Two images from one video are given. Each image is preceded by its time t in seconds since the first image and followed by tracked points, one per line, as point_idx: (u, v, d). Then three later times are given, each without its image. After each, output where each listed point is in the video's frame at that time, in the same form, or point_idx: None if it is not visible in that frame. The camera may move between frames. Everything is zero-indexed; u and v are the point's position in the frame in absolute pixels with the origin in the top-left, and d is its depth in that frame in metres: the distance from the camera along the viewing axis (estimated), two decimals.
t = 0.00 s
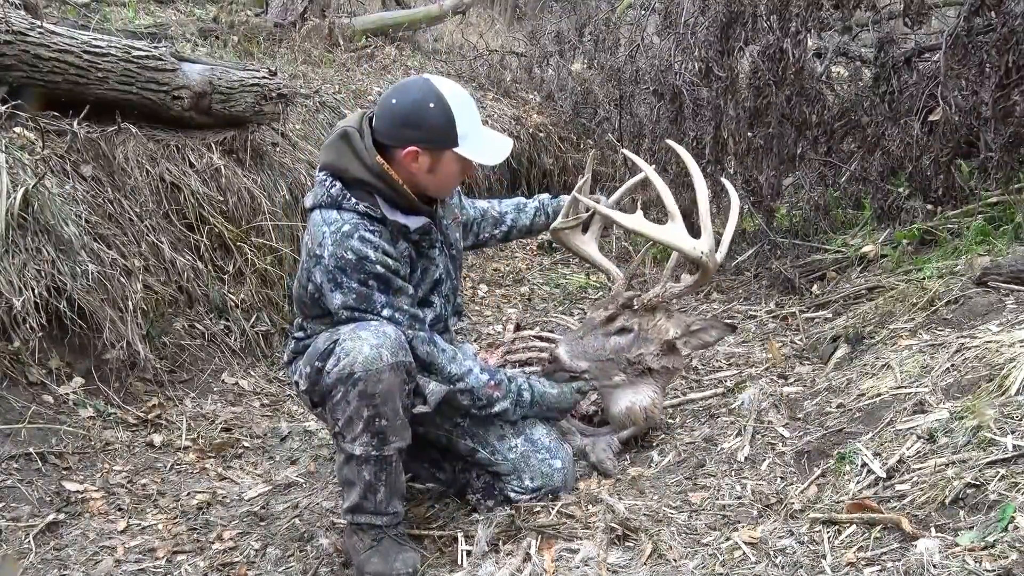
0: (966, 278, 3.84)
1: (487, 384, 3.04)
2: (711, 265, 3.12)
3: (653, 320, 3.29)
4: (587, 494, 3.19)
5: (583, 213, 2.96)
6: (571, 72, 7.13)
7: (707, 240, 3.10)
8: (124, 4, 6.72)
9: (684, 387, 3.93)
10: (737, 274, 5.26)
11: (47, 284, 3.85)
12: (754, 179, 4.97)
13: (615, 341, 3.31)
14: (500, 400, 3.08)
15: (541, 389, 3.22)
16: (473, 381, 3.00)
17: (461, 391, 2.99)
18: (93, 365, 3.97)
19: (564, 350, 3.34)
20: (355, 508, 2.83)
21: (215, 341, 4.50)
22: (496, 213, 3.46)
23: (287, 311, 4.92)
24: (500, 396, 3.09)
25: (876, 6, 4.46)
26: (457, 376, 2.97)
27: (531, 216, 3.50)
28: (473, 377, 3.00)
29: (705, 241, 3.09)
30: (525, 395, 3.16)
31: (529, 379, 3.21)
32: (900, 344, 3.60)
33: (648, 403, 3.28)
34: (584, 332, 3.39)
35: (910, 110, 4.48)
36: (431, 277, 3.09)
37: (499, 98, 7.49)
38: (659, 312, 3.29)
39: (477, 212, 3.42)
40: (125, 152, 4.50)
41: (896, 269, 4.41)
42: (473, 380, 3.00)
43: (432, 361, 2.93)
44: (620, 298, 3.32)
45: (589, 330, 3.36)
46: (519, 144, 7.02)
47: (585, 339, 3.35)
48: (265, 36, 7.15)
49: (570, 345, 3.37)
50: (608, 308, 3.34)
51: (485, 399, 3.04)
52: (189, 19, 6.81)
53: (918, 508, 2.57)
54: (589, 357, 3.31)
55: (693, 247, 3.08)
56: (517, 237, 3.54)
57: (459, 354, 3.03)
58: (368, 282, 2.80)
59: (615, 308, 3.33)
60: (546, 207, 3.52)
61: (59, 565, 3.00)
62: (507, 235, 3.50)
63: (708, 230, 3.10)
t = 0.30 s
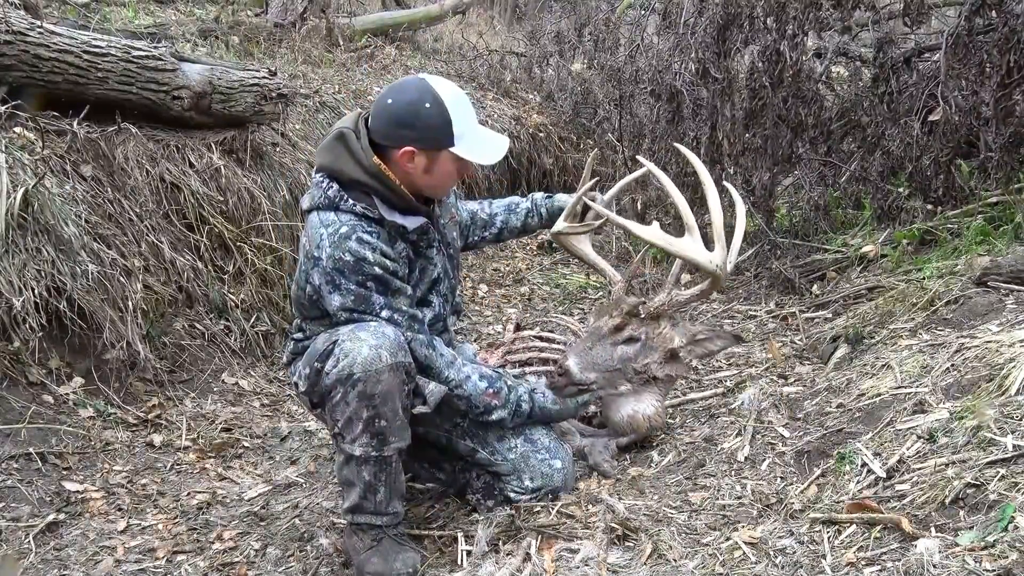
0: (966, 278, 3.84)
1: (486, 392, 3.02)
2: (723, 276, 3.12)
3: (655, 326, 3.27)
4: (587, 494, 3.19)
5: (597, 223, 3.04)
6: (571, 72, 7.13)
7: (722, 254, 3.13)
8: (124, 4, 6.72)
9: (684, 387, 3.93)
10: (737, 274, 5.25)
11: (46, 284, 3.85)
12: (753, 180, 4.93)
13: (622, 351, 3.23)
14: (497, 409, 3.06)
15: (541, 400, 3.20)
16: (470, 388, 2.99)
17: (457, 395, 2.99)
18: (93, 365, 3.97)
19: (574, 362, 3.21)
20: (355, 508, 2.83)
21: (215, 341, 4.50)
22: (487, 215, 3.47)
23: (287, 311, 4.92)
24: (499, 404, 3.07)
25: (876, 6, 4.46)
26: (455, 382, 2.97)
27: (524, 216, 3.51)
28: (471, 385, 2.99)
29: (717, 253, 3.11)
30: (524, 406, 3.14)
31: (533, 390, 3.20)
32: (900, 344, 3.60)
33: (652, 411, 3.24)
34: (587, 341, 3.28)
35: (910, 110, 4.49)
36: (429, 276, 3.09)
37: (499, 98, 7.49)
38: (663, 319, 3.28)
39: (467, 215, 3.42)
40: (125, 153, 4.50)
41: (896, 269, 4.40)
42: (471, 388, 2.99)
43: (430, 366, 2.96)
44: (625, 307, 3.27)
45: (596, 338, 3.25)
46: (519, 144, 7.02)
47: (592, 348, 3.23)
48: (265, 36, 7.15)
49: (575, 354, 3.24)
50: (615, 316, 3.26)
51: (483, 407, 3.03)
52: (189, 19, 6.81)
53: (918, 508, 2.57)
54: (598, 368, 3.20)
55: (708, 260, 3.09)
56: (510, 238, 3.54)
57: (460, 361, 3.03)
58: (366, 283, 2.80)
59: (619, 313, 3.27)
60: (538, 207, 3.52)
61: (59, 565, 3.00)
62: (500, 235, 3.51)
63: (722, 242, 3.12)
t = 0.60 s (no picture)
0: (966, 278, 3.84)
1: (485, 397, 3.05)
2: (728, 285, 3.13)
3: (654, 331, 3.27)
4: (587, 494, 3.19)
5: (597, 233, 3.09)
6: (571, 72, 7.13)
7: (727, 264, 3.13)
8: (124, 4, 6.73)
9: (684, 387, 3.93)
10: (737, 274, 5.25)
11: (47, 284, 3.85)
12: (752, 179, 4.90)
13: (627, 362, 3.22)
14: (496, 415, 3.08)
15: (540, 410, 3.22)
16: (469, 393, 3.02)
17: (456, 397, 3.01)
18: (93, 365, 3.97)
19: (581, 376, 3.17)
20: (355, 508, 2.83)
21: (215, 341, 4.51)
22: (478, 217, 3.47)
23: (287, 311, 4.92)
24: (498, 410, 3.09)
25: (876, 6, 4.46)
26: (454, 386, 3.00)
27: (518, 218, 3.50)
28: (469, 389, 3.03)
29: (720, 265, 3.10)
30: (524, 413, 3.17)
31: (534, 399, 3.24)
32: (900, 344, 3.60)
33: (652, 418, 3.36)
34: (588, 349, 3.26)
35: (909, 111, 4.49)
36: (428, 276, 3.09)
37: (499, 99, 7.50)
38: (663, 327, 3.27)
39: (461, 217, 3.45)
40: (125, 153, 4.50)
41: (896, 269, 4.40)
42: (469, 392, 3.02)
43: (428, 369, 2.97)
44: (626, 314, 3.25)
45: (598, 348, 3.23)
46: (519, 144, 7.02)
47: (596, 360, 3.21)
48: (265, 37, 7.16)
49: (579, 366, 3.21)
50: (618, 325, 3.23)
51: (481, 411, 3.06)
52: (189, 19, 6.81)
53: (918, 508, 2.57)
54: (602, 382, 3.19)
55: (710, 267, 3.10)
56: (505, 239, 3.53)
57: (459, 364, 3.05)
58: (365, 284, 2.80)
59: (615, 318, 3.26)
60: (532, 209, 3.52)
61: (59, 565, 3.00)
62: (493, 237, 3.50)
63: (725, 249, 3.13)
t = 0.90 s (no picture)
0: (966, 278, 3.84)
1: (485, 399, 3.03)
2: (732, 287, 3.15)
3: (659, 336, 3.25)
4: (587, 494, 3.19)
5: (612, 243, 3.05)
6: (571, 72, 7.13)
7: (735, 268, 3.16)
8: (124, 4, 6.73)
9: (684, 387, 3.93)
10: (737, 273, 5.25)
11: (47, 284, 3.85)
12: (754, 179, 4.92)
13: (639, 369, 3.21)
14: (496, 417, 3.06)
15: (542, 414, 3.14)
16: (468, 395, 3.01)
17: (456, 399, 3.01)
18: (93, 365, 3.97)
19: (599, 391, 3.16)
20: (355, 508, 2.84)
21: (215, 341, 4.51)
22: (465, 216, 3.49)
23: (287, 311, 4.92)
24: (498, 411, 3.07)
25: (876, 5, 4.46)
26: (452, 388, 3.00)
27: (504, 222, 3.49)
28: (469, 391, 3.01)
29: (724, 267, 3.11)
30: (526, 416, 3.12)
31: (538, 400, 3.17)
32: (900, 343, 3.60)
33: (657, 422, 3.37)
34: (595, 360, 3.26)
35: (909, 110, 4.49)
36: (429, 275, 3.09)
37: (499, 98, 7.50)
38: (667, 331, 3.27)
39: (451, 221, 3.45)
40: (125, 153, 4.50)
41: (896, 269, 4.40)
42: (468, 394, 3.01)
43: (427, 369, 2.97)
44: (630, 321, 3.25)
45: (608, 360, 3.22)
46: (519, 144, 7.02)
47: (610, 371, 3.20)
48: (265, 37, 7.16)
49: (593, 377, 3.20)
50: (628, 334, 3.22)
51: (482, 413, 3.04)
52: (189, 20, 6.81)
53: (918, 508, 2.57)
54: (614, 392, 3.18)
55: (715, 266, 3.12)
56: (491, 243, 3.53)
57: (458, 367, 3.04)
58: (366, 284, 2.79)
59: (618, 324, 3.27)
60: (520, 211, 3.51)
61: (59, 565, 3.00)
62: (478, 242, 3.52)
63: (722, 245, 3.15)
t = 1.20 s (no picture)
0: (966, 278, 3.84)
1: (489, 392, 2.95)
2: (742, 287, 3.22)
3: (669, 343, 3.29)
4: (587, 494, 3.19)
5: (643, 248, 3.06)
6: (571, 72, 7.13)
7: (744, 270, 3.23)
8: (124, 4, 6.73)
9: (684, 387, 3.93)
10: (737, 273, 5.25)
11: (47, 284, 3.85)
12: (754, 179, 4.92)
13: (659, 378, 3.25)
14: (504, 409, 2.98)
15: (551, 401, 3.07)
16: (471, 389, 2.95)
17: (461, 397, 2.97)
18: (93, 365, 3.97)
19: (638, 401, 3.18)
20: (355, 508, 2.84)
21: (215, 341, 4.51)
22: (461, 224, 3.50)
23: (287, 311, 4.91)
24: (505, 403, 2.98)
25: (876, 5, 4.46)
26: (453, 384, 2.95)
27: (496, 229, 3.50)
28: (471, 385, 2.95)
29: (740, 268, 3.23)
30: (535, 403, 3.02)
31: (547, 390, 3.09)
32: (900, 343, 3.60)
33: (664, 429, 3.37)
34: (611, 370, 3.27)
35: (910, 110, 4.48)
36: (429, 275, 3.09)
37: (499, 99, 7.50)
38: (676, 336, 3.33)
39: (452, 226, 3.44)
40: (125, 153, 4.50)
41: (896, 269, 4.41)
42: (471, 388, 2.95)
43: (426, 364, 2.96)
44: (649, 330, 3.27)
45: (636, 369, 3.22)
46: (519, 144, 7.02)
47: (643, 380, 3.22)
48: (265, 37, 7.16)
49: (630, 387, 3.20)
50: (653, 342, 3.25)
51: (489, 405, 2.97)
52: (189, 20, 6.81)
53: (918, 508, 2.57)
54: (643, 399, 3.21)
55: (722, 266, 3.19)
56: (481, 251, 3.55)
57: (462, 361, 2.99)
58: (364, 283, 2.79)
59: (634, 334, 3.27)
60: (513, 217, 3.52)
61: (59, 565, 3.00)
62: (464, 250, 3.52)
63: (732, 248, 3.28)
